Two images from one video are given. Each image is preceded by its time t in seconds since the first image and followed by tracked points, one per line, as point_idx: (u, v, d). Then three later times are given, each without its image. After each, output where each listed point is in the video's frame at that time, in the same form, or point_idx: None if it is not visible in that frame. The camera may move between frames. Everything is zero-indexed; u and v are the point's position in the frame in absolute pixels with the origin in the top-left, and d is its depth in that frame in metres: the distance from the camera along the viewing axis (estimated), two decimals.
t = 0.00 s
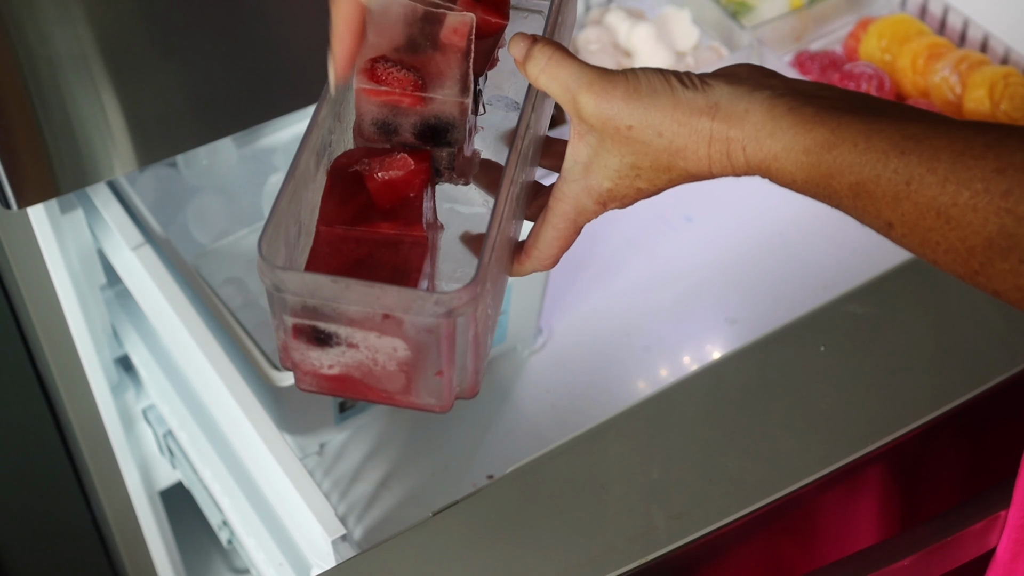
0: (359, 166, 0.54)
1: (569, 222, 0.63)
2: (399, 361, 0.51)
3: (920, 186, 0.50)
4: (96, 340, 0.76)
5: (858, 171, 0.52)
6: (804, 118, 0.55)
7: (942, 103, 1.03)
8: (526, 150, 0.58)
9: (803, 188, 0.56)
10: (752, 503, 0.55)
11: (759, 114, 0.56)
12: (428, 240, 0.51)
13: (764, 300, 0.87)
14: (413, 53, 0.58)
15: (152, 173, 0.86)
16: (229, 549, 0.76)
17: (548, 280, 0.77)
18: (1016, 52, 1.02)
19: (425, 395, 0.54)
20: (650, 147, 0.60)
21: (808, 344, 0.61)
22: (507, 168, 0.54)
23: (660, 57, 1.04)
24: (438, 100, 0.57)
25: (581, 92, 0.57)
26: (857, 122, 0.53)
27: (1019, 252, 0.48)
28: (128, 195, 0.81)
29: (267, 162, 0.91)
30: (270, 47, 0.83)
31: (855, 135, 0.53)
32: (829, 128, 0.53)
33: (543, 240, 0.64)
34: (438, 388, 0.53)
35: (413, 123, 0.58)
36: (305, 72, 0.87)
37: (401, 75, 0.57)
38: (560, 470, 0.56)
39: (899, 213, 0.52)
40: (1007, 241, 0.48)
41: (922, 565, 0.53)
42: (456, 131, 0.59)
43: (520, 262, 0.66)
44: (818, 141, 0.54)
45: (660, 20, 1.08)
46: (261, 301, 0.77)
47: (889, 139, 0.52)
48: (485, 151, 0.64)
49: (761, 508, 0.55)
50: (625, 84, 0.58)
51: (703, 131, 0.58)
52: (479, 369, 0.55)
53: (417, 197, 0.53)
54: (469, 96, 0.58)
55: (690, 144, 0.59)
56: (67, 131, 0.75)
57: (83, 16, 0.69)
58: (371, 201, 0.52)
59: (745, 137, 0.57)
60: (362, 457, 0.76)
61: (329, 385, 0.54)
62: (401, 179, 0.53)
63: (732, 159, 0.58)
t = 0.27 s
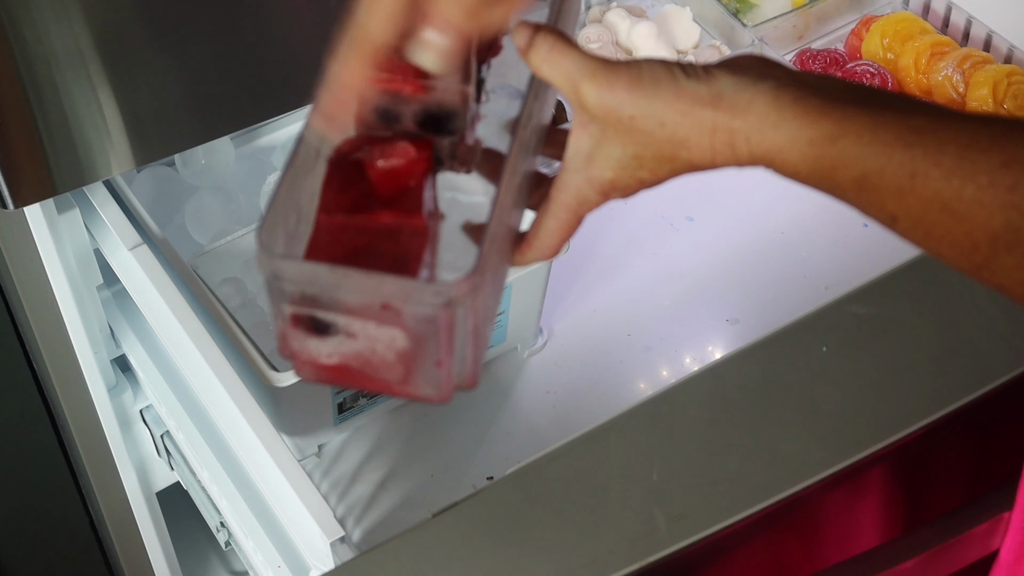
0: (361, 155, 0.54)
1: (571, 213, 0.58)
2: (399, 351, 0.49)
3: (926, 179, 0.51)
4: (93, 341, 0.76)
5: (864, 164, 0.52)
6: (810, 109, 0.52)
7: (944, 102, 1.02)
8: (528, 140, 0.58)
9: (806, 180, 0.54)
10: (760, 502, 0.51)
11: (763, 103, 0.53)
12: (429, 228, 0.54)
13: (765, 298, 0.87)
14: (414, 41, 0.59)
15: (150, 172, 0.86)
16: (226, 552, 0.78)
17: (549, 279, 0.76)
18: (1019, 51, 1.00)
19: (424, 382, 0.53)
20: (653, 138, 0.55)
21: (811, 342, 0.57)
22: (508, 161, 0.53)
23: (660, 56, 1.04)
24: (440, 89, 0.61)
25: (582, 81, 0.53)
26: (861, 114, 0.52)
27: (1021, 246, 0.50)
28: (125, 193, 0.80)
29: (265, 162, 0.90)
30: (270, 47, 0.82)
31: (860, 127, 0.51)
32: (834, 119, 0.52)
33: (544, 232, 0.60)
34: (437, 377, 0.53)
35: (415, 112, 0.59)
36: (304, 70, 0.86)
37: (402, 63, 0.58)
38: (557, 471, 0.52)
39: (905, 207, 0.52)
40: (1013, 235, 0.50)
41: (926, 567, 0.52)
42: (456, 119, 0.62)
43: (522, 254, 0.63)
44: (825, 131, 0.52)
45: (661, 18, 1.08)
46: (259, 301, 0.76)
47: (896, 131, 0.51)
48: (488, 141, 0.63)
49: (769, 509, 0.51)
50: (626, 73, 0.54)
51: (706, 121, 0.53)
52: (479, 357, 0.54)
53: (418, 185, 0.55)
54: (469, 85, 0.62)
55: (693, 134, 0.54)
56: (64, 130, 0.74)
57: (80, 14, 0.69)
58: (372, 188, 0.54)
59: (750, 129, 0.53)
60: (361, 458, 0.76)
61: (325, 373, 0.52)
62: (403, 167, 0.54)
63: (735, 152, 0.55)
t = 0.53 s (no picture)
0: (357, 164, 0.51)
1: (570, 219, 0.56)
2: (399, 361, 0.47)
3: (927, 183, 0.50)
4: (93, 341, 0.76)
5: (865, 168, 0.51)
6: (812, 112, 0.51)
7: (944, 102, 1.02)
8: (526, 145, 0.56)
9: (805, 183, 0.53)
10: (760, 502, 0.51)
11: (762, 105, 0.51)
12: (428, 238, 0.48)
13: (766, 300, 0.87)
14: (411, 48, 0.57)
15: (150, 172, 0.87)
16: (226, 552, 0.78)
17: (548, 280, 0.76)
18: (1019, 51, 1.01)
19: (425, 394, 0.49)
20: (650, 144, 0.53)
21: (810, 343, 0.57)
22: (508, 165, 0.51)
23: (660, 56, 1.04)
24: (437, 95, 0.56)
25: (578, 86, 0.51)
26: (861, 116, 0.51)
27: (1021, 248, 0.50)
28: (125, 193, 0.80)
29: (265, 162, 0.91)
30: (270, 47, 0.82)
31: (860, 129, 0.51)
32: (835, 121, 0.51)
33: (543, 238, 0.57)
34: (439, 389, 0.49)
35: (412, 120, 0.57)
36: (304, 70, 0.86)
37: (398, 69, 0.55)
38: (559, 472, 0.52)
39: (905, 210, 0.52)
40: (1014, 240, 0.50)
41: (927, 565, 0.52)
42: (454, 127, 0.58)
43: (521, 262, 0.59)
44: (825, 134, 0.51)
45: (661, 18, 1.08)
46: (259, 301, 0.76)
47: (897, 134, 0.50)
48: (485, 148, 0.62)
49: (771, 508, 0.51)
50: (622, 77, 0.51)
51: (705, 126, 0.52)
52: (481, 367, 0.51)
53: (415, 194, 0.50)
54: (466, 93, 0.57)
55: (692, 138, 0.52)
56: (64, 130, 0.74)
57: (80, 13, 0.69)
58: (368, 198, 0.49)
59: (749, 132, 0.51)
60: (361, 458, 0.76)
61: (327, 384, 0.49)
62: (399, 176, 0.50)
63: (733, 156, 0.53)
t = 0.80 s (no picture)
0: (354, 168, 0.50)
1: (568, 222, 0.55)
2: (399, 366, 0.47)
3: (925, 184, 0.51)
4: (93, 340, 0.75)
5: (864, 169, 0.51)
6: (809, 113, 0.51)
7: (944, 102, 1.02)
8: (523, 148, 0.56)
9: (804, 185, 0.54)
10: (760, 502, 0.51)
11: (760, 107, 0.52)
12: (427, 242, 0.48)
13: (766, 300, 0.87)
14: (408, 52, 0.57)
15: (150, 173, 0.87)
16: (226, 552, 0.78)
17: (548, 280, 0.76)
18: (1019, 51, 1.00)
19: (424, 399, 0.49)
20: (648, 145, 0.53)
21: (810, 343, 0.57)
22: (507, 167, 0.51)
23: (660, 56, 1.04)
24: (434, 99, 0.56)
25: (576, 90, 0.50)
26: (860, 117, 0.51)
27: (1021, 249, 0.50)
28: (125, 193, 0.79)
29: (265, 162, 0.90)
30: (270, 47, 0.82)
31: (859, 130, 0.51)
32: (833, 123, 0.51)
33: (541, 239, 0.56)
34: (438, 393, 0.49)
35: (408, 124, 0.56)
36: (304, 70, 0.86)
37: (394, 73, 0.55)
38: (558, 472, 0.52)
39: (905, 210, 0.52)
40: (1016, 239, 0.50)
41: (928, 565, 0.52)
42: (451, 130, 0.58)
43: (520, 264, 0.58)
44: (822, 136, 0.51)
45: (660, 19, 1.08)
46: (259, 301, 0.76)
47: (895, 136, 0.51)
48: (481, 150, 0.61)
49: (772, 507, 0.51)
50: (619, 79, 0.51)
51: (703, 128, 0.52)
52: (481, 370, 0.50)
53: (413, 199, 0.51)
54: (464, 96, 0.57)
55: (689, 140, 0.52)
56: (64, 130, 0.74)
57: (80, 13, 0.69)
58: (366, 202, 0.49)
59: (747, 134, 0.52)
60: (361, 458, 0.76)
61: (326, 391, 0.49)
62: (397, 180, 0.50)
63: (731, 157, 0.53)
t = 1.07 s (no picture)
0: (354, 160, 0.50)
1: (568, 216, 0.55)
2: (398, 359, 0.47)
3: (927, 178, 0.50)
4: (93, 341, 0.75)
5: (865, 163, 0.51)
6: (809, 105, 0.51)
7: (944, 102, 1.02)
8: (523, 141, 0.56)
9: (803, 178, 0.53)
10: (759, 502, 0.51)
11: (760, 100, 0.51)
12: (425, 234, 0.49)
13: (766, 300, 0.87)
14: (408, 44, 0.57)
15: (150, 172, 0.87)
16: (226, 552, 0.78)
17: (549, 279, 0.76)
18: (1019, 51, 1.01)
19: (423, 393, 0.49)
20: (648, 138, 0.52)
21: (810, 342, 0.57)
22: (507, 159, 0.51)
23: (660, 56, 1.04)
24: (434, 91, 0.56)
25: (576, 82, 0.50)
26: (861, 111, 0.51)
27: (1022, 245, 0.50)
28: (125, 193, 0.79)
29: (265, 162, 0.90)
30: (270, 47, 0.82)
31: (860, 124, 0.50)
32: (835, 116, 0.51)
33: (540, 233, 0.56)
34: (436, 387, 0.49)
35: (408, 116, 0.57)
36: (304, 70, 0.86)
37: (394, 65, 0.55)
38: (558, 472, 0.52)
39: (906, 204, 0.51)
40: (1015, 236, 0.50)
41: (929, 565, 0.52)
42: (450, 122, 0.58)
43: (520, 257, 0.58)
44: (823, 129, 0.51)
45: (661, 18, 1.08)
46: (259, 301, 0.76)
47: (896, 129, 0.50)
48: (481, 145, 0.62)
49: (773, 506, 0.51)
50: (620, 71, 0.51)
51: (702, 120, 0.51)
52: (480, 364, 0.50)
53: (413, 191, 0.50)
54: (464, 88, 0.57)
55: (689, 133, 0.52)
56: (64, 130, 0.74)
57: (80, 13, 0.69)
58: (365, 194, 0.49)
59: (747, 126, 0.51)
60: (362, 457, 0.76)
61: (325, 382, 0.49)
62: (397, 173, 0.51)
63: (732, 150, 0.53)
